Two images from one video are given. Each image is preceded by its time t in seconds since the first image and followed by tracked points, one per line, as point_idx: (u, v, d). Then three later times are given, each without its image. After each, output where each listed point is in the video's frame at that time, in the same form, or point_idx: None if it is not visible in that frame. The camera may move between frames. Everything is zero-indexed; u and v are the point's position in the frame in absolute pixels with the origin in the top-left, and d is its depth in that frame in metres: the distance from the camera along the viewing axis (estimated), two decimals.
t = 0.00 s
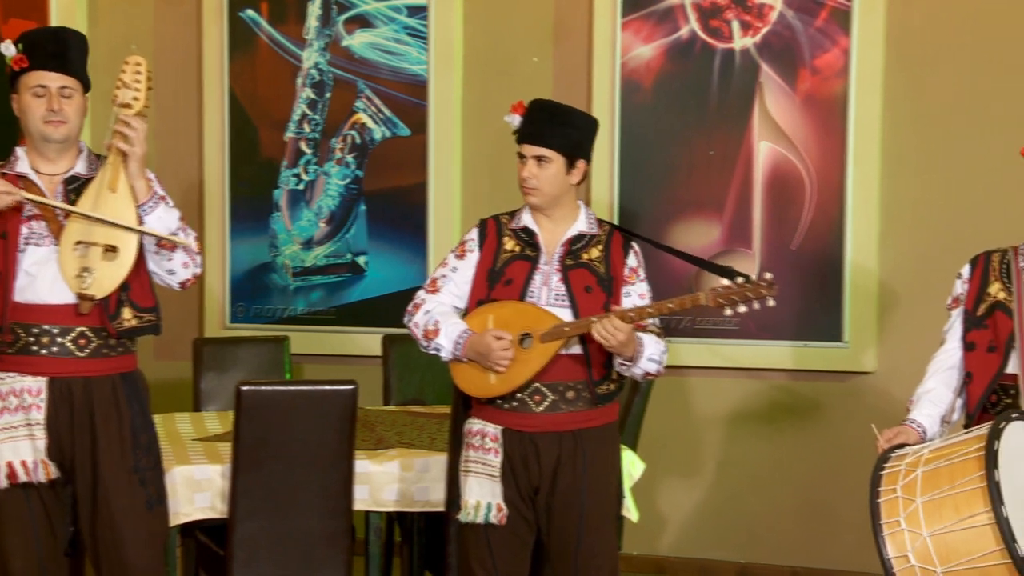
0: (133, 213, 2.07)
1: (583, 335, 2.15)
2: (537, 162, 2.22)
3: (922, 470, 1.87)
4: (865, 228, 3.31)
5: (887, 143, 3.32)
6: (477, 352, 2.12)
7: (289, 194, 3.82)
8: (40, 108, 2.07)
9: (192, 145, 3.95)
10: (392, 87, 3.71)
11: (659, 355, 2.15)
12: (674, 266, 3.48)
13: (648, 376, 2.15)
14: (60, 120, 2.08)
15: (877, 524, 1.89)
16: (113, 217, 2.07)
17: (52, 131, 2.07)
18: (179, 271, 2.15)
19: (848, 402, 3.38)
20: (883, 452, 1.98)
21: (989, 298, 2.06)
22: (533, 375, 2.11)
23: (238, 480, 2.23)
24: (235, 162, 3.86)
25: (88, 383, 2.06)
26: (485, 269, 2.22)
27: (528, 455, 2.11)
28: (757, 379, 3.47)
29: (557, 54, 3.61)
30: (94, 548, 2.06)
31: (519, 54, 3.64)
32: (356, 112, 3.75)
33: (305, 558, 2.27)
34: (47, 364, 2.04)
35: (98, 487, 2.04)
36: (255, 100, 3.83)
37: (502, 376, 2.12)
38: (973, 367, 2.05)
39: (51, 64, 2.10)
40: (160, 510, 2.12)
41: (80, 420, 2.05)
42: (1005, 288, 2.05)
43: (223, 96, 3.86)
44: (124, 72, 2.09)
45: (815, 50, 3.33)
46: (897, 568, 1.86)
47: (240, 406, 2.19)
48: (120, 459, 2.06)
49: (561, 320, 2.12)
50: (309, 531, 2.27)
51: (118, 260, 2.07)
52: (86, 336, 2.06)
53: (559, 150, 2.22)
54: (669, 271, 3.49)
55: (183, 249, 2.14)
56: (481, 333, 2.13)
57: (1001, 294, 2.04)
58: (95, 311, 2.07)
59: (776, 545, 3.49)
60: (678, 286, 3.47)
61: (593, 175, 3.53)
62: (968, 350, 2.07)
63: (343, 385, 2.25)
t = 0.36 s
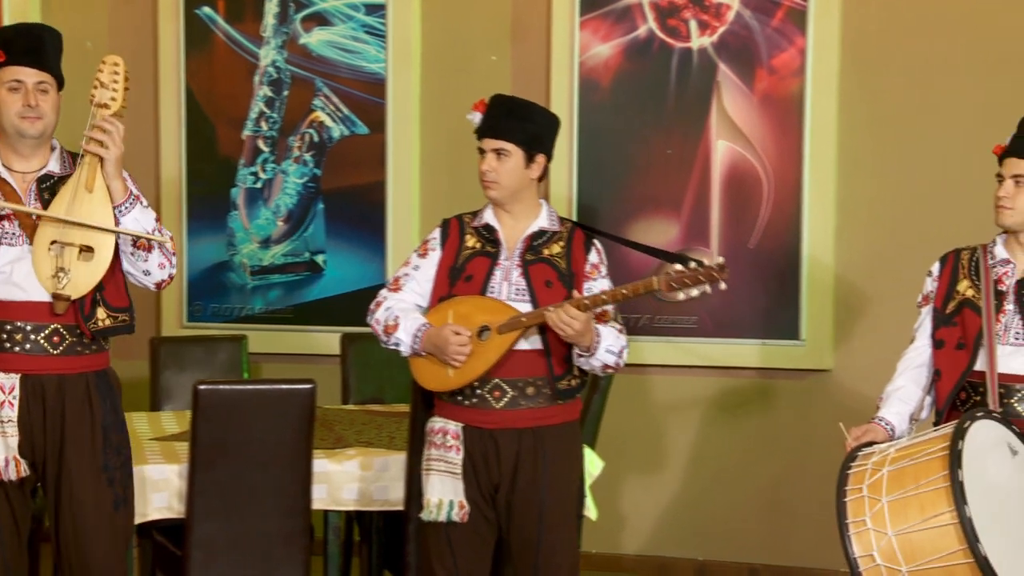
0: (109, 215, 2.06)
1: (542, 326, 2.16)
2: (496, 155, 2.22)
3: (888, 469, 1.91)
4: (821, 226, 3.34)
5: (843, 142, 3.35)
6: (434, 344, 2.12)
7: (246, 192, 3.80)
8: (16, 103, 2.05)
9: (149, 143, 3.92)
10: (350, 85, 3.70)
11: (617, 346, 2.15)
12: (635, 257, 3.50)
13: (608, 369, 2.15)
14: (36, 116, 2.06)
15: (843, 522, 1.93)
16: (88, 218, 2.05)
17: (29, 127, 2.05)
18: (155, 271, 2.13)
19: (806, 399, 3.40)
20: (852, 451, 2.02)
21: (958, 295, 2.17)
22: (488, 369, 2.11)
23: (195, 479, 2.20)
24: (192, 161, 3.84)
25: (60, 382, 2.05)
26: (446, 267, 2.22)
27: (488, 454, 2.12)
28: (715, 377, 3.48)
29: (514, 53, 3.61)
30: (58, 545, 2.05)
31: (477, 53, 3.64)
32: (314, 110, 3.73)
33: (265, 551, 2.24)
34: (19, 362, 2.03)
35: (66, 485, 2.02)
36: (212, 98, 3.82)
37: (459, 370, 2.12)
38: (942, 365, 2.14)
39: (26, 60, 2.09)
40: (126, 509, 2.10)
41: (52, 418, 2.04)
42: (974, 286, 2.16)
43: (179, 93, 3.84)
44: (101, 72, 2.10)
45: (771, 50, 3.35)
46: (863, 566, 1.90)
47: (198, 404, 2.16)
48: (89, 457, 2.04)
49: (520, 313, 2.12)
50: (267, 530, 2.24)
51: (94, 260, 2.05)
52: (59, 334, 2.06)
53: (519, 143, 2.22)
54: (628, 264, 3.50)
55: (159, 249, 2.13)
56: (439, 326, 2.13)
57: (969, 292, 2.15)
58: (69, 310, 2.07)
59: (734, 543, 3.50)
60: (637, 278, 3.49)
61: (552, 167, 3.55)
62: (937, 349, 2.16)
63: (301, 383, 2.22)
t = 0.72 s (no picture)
0: (106, 203, 2.06)
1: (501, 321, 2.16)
2: (450, 148, 2.22)
3: (858, 467, 1.92)
4: (780, 223, 3.35)
5: (801, 140, 3.37)
6: (394, 342, 2.11)
7: (205, 190, 3.79)
8: (1, 101, 2.03)
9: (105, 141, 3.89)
10: (309, 83, 3.69)
11: (578, 337, 2.16)
12: (597, 252, 3.51)
13: (569, 361, 2.16)
14: (24, 114, 2.04)
15: (812, 520, 1.94)
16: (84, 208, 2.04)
17: (15, 125, 2.02)
18: (150, 262, 2.15)
19: (764, 397, 3.43)
20: (821, 450, 2.03)
21: (931, 294, 2.19)
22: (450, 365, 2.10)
23: (154, 478, 2.18)
24: (151, 159, 3.82)
25: (64, 377, 2.04)
26: (405, 265, 2.22)
27: (449, 451, 2.12)
28: (675, 375, 3.50)
29: (474, 52, 3.61)
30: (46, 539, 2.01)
31: (437, 51, 3.64)
32: (273, 108, 3.72)
33: (224, 553, 2.22)
34: (22, 357, 2.02)
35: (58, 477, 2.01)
36: (171, 96, 3.80)
37: (420, 367, 2.12)
38: (915, 363, 2.16)
39: (9, 56, 2.07)
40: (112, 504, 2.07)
41: (52, 413, 2.03)
42: (946, 285, 2.18)
43: (138, 90, 3.82)
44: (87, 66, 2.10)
45: (730, 49, 3.36)
46: (832, 564, 1.91)
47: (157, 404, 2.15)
48: (84, 453, 2.02)
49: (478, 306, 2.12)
50: (225, 530, 2.22)
51: (95, 251, 2.05)
52: (62, 329, 2.05)
53: (473, 134, 2.22)
54: (591, 259, 3.51)
55: (154, 240, 2.15)
56: (399, 323, 2.12)
57: (942, 290, 2.17)
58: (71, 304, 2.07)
59: (694, 540, 3.52)
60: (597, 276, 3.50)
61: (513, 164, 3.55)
62: (909, 347, 2.18)
63: (261, 381, 2.20)
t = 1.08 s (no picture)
0: (99, 209, 2.08)
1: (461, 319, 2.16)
2: (408, 151, 2.22)
3: (811, 463, 1.93)
4: (740, 219, 3.37)
5: (761, 135, 3.38)
6: (355, 339, 2.11)
7: (165, 184, 3.77)
8: None
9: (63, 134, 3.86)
10: (269, 76, 3.68)
11: (538, 338, 2.17)
12: (555, 251, 3.51)
13: (528, 361, 2.17)
14: (18, 118, 2.08)
15: (765, 516, 1.94)
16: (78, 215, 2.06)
17: (9, 129, 2.06)
18: (141, 266, 2.18)
19: (724, 390, 3.44)
20: (779, 446, 2.05)
21: (898, 290, 2.20)
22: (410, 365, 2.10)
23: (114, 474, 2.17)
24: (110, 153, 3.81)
25: (55, 374, 2.09)
26: (364, 259, 2.21)
27: (409, 446, 2.12)
28: (636, 369, 3.51)
29: (436, 46, 3.60)
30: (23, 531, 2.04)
31: (399, 45, 3.63)
32: (233, 102, 3.71)
33: (183, 550, 2.20)
34: (14, 355, 2.06)
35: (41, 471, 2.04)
36: (130, 90, 3.78)
37: (380, 364, 2.12)
38: (880, 358, 2.17)
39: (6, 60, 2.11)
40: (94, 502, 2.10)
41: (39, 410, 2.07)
42: (912, 280, 2.19)
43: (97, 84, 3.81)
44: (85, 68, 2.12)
45: (691, 44, 3.37)
46: (784, 560, 1.91)
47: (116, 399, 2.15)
48: (70, 452, 2.06)
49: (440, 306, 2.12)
50: (186, 526, 2.20)
51: (87, 256, 2.08)
52: (52, 327, 2.10)
53: (431, 137, 2.22)
54: (550, 259, 3.51)
55: (146, 245, 2.18)
56: (360, 321, 2.12)
57: (909, 286, 2.18)
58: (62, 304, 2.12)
59: (654, 533, 3.53)
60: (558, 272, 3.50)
61: (474, 161, 3.55)
62: (875, 342, 2.19)
63: (221, 377, 2.20)
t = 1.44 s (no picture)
0: (72, 195, 1.99)
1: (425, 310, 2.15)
2: (376, 135, 2.21)
3: (769, 453, 1.93)
4: (704, 209, 3.38)
5: (725, 127, 3.39)
6: (317, 328, 2.11)
7: (127, 174, 3.75)
8: None
9: (23, 121, 3.83)
10: (232, 66, 3.66)
11: (504, 329, 2.17)
12: (520, 242, 3.51)
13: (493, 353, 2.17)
14: None
15: (725, 506, 1.94)
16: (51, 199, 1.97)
17: None
18: (117, 255, 2.07)
19: (688, 380, 3.45)
20: (742, 436, 2.06)
21: (858, 282, 2.19)
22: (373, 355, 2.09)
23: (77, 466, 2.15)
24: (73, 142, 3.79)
25: (25, 365, 1.98)
26: (327, 249, 2.21)
27: (371, 437, 2.12)
28: (601, 360, 3.52)
29: (400, 37, 3.59)
30: None
31: (363, 36, 3.61)
32: (197, 92, 3.69)
33: (147, 540, 2.19)
34: None
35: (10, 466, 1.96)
36: (93, 79, 3.77)
37: (343, 353, 2.11)
38: (842, 350, 2.16)
39: None
40: (59, 497, 2.02)
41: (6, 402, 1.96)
42: (873, 272, 2.17)
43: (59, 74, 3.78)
44: (63, 54, 2.03)
45: (656, 35, 3.38)
46: (744, 550, 1.91)
47: (84, 392, 2.14)
48: (36, 443, 1.97)
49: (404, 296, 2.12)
50: (150, 518, 2.19)
51: (57, 243, 1.97)
52: (23, 319, 1.99)
53: (398, 123, 2.22)
54: (515, 250, 3.51)
55: (122, 233, 2.06)
56: (322, 309, 2.12)
57: (869, 278, 2.17)
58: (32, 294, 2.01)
59: (619, 523, 3.54)
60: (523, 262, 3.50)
61: (439, 152, 3.56)
62: (837, 334, 2.18)
63: (186, 368, 2.19)
